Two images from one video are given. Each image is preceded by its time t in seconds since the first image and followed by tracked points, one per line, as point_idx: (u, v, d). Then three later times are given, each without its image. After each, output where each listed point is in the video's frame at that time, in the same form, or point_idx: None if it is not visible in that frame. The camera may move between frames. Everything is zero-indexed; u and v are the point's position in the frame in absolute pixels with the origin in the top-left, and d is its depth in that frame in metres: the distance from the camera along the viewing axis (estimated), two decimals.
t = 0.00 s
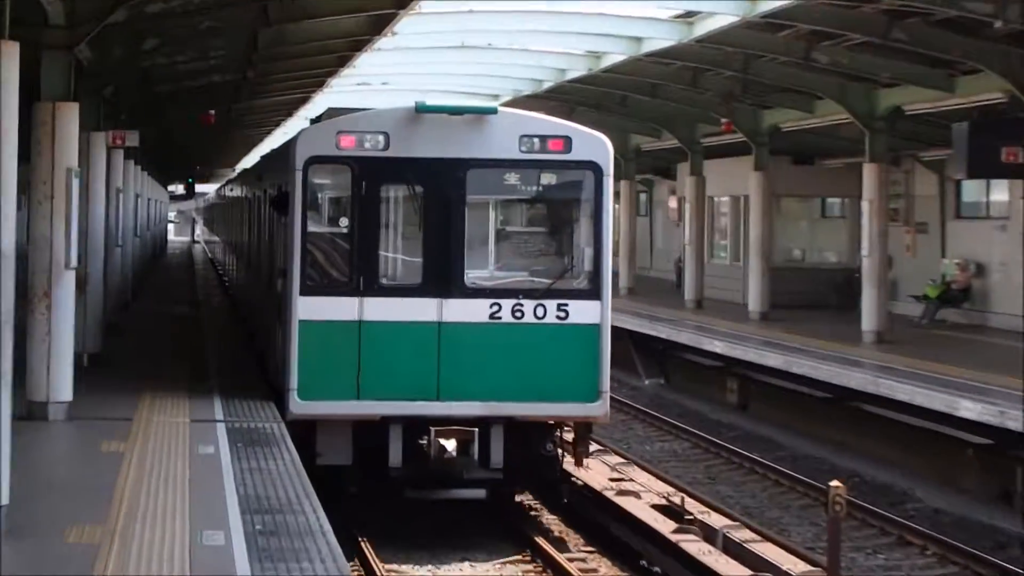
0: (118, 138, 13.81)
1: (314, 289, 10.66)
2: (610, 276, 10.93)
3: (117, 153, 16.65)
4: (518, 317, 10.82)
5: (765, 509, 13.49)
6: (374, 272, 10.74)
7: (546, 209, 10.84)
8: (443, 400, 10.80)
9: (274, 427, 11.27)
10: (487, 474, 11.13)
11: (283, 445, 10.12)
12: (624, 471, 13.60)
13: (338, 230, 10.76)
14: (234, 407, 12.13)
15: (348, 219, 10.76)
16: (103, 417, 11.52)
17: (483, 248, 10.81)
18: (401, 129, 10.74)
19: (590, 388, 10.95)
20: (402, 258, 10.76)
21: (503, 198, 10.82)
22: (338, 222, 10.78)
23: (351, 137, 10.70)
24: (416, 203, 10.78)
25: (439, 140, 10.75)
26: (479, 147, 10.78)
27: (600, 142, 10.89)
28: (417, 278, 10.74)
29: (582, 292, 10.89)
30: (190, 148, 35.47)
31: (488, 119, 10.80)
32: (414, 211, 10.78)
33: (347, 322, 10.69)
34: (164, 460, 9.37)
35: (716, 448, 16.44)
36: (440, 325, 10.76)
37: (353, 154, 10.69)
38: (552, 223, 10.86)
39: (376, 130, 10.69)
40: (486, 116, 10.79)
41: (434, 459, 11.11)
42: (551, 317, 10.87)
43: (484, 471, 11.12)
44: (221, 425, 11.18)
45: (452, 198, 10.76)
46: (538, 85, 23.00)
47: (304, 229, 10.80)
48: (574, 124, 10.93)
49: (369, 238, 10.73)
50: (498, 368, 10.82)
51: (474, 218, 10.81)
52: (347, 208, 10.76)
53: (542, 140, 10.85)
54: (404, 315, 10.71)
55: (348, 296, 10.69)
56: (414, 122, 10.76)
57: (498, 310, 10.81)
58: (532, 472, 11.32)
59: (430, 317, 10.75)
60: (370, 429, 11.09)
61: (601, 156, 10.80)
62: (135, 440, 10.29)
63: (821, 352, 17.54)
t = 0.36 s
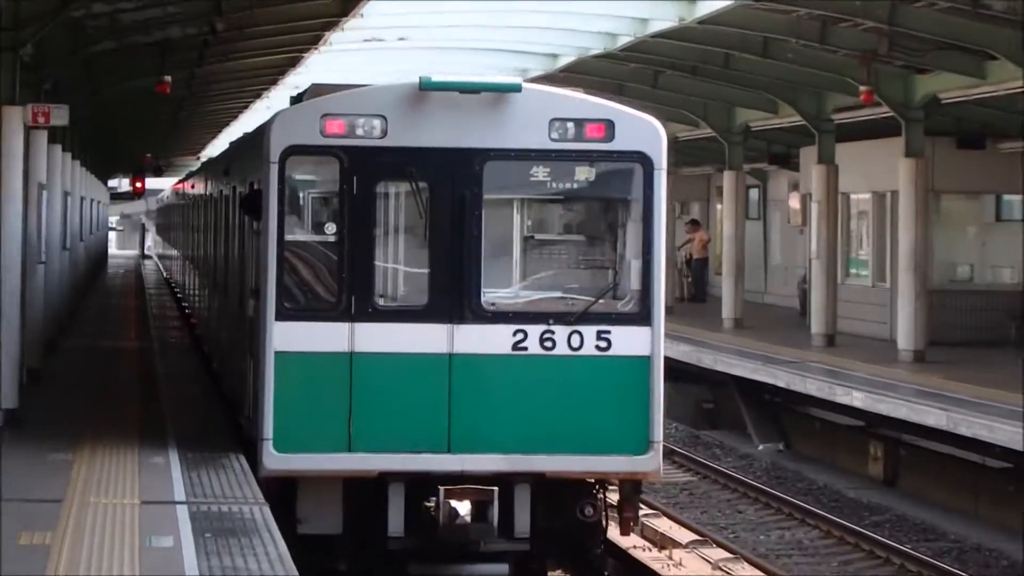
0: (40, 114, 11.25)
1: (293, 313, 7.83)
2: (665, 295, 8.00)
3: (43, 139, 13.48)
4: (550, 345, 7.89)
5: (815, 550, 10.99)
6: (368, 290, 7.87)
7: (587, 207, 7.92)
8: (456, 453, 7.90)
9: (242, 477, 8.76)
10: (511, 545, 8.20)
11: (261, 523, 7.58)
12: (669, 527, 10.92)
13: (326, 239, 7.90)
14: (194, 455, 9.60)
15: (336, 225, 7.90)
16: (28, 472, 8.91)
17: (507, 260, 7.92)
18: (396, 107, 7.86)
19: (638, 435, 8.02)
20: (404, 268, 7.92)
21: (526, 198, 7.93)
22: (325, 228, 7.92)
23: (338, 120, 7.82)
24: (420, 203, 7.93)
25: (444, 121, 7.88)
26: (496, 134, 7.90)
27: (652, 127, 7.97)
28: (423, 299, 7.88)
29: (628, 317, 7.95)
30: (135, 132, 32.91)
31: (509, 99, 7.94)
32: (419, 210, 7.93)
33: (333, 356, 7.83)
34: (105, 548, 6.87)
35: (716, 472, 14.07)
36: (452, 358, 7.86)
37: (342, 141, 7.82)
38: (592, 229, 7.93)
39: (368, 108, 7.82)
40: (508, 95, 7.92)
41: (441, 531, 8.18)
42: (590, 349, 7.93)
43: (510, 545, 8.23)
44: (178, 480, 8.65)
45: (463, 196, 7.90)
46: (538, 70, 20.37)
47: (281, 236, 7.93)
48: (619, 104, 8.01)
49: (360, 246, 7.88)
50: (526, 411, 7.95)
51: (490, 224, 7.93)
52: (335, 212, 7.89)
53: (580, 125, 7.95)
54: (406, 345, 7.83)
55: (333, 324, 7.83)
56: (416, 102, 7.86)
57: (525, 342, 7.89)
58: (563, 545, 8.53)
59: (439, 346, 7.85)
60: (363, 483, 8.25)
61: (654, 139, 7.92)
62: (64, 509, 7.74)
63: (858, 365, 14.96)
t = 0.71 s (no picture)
0: (63, 125, 11.24)
1: (305, 318, 8.21)
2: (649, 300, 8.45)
3: (67, 147, 13.62)
4: (544, 346, 8.32)
5: (846, 561, 10.87)
6: (373, 296, 8.25)
7: (579, 217, 8.34)
8: (456, 447, 8.31)
9: (267, 491, 8.70)
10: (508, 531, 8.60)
11: (289, 536, 7.57)
12: (698, 538, 10.68)
13: (334, 249, 8.28)
14: (219, 467, 9.53)
15: (343, 235, 8.27)
16: (51, 487, 8.87)
17: (503, 266, 8.33)
18: (398, 125, 8.26)
19: (625, 429, 8.45)
20: (408, 274, 8.32)
21: (521, 209, 8.34)
22: (333, 239, 8.29)
23: (345, 137, 8.20)
24: (422, 212, 8.31)
25: (443, 137, 8.28)
26: (492, 149, 8.31)
27: (637, 144, 8.36)
28: (425, 304, 8.28)
29: (616, 321, 8.38)
30: (162, 142, 32.92)
31: (503, 118, 8.34)
32: (420, 219, 8.32)
33: (342, 358, 8.23)
34: (133, 561, 6.82)
35: (744, 481, 13.97)
36: (452, 359, 8.28)
37: (349, 158, 8.21)
38: (583, 239, 8.35)
39: (373, 126, 8.22)
40: (502, 115, 8.33)
41: (441, 515, 8.56)
42: (581, 349, 8.37)
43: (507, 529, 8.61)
44: (204, 493, 8.60)
45: (462, 206, 8.29)
46: (566, 79, 20.35)
47: (291, 247, 8.29)
48: (607, 122, 8.43)
49: (367, 253, 8.25)
50: (521, 407, 8.36)
51: (488, 233, 8.32)
52: (342, 222, 8.27)
53: (570, 142, 8.36)
54: (409, 347, 8.25)
55: (342, 329, 8.22)
56: (416, 120, 8.27)
57: (519, 343, 8.31)
58: (558, 533, 8.86)
59: (440, 349, 8.27)
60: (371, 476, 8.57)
61: (640, 155, 8.35)
62: (89, 524, 7.67)
63: (889, 375, 14.80)
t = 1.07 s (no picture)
0: (75, 131, 11.43)
1: (306, 317, 8.89)
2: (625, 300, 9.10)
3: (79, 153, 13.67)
4: (528, 345, 8.97)
5: (860, 569, 10.82)
6: (370, 297, 8.93)
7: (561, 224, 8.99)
8: (447, 438, 8.98)
9: (279, 498, 8.72)
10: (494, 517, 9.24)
11: (301, 543, 7.60)
12: (711, 544, 10.61)
13: (332, 254, 8.96)
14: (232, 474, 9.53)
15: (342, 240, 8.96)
16: (64, 495, 8.86)
17: (491, 270, 8.99)
18: (393, 139, 8.92)
19: (602, 421, 9.11)
20: (401, 276, 8.99)
21: (507, 217, 8.99)
22: (332, 244, 8.97)
23: (344, 150, 8.86)
24: (414, 220, 8.98)
25: (435, 151, 8.93)
26: (479, 161, 8.96)
27: (613, 156, 9.03)
28: (418, 305, 8.95)
29: (594, 320, 9.03)
30: (177, 148, 32.94)
31: (490, 132, 8.99)
32: (413, 226, 8.98)
33: (341, 357, 8.90)
34: (144, 570, 6.81)
35: (756, 488, 13.94)
36: (442, 357, 8.94)
37: (347, 171, 8.86)
38: (566, 243, 8.99)
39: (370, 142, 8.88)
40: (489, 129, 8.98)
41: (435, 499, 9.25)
42: (561, 346, 9.01)
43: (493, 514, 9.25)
44: (217, 500, 8.62)
45: (451, 214, 8.96)
46: (579, 84, 20.31)
47: (294, 252, 8.98)
48: (585, 136, 9.08)
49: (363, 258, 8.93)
50: (507, 400, 9.02)
51: (476, 239, 8.99)
52: (341, 230, 8.94)
53: (551, 155, 9.01)
54: (402, 345, 8.92)
55: (341, 328, 8.89)
56: (409, 135, 8.93)
57: (505, 340, 8.96)
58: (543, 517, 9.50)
59: (431, 347, 8.93)
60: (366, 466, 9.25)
61: (616, 166, 8.98)
62: (101, 532, 7.69)
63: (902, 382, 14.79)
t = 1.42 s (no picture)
0: (80, 132, 11.47)
1: (300, 312, 9.72)
2: (596, 295, 9.91)
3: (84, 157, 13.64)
4: (505, 338, 9.81)
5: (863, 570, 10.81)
6: (360, 293, 9.77)
7: (535, 227, 9.83)
8: (430, 424, 9.82)
9: (283, 500, 8.74)
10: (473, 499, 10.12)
11: (304, 545, 7.62)
12: (715, 547, 10.61)
13: (325, 253, 9.80)
14: (236, 475, 9.56)
15: (334, 242, 9.80)
16: (68, 497, 8.89)
17: (472, 267, 9.81)
18: (382, 148, 9.77)
19: (573, 409, 9.94)
20: (389, 275, 9.82)
21: (486, 219, 9.83)
22: (325, 245, 9.82)
23: (336, 159, 9.74)
24: (399, 222, 9.83)
25: (420, 160, 9.79)
26: (461, 169, 9.81)
27: (585, 162, 9.85)
28: (404, 300, 9.77)
29: (567, 315, 9.85)
30: (182, 147, 32.92)
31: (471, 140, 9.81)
32: (399, 227, 9.82)
33: (333, 347, 9.75)
34: (145, 573, 6.80)
35: (759, 489, 13.94)
36: (426, 348, 9.78)
37: (339, 177, 9.74)
38: (541, 244, 9.83)
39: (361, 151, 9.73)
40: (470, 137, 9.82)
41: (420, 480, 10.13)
42: (535, 340, 9.84)
43: (472, 495, 10.10)
44: (221, 501, 8.66)
45: (435, 217, 9.80)
46: (584, 84, 20.34)
47: (290, 252, 9.83)
48: (559, 144, 9.91)
49: (354, 257, 9.77)
50: (486, 390, 9.85)
51: (457, 240, 9.82)
52: (333, 231, 9.79)
53: (527, 161, 9.85)
54: (389, 338, 9.75)
55: (333, 321, 9.74)
56: (397, 144, 9.80)
57: (484, 334, 9.79)
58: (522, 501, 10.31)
59: (416, 339, 9.76)
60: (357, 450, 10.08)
61: (588, 174, 9.80)
62: (105, 534, 7.70)
63: (906, 383, 14.82)
